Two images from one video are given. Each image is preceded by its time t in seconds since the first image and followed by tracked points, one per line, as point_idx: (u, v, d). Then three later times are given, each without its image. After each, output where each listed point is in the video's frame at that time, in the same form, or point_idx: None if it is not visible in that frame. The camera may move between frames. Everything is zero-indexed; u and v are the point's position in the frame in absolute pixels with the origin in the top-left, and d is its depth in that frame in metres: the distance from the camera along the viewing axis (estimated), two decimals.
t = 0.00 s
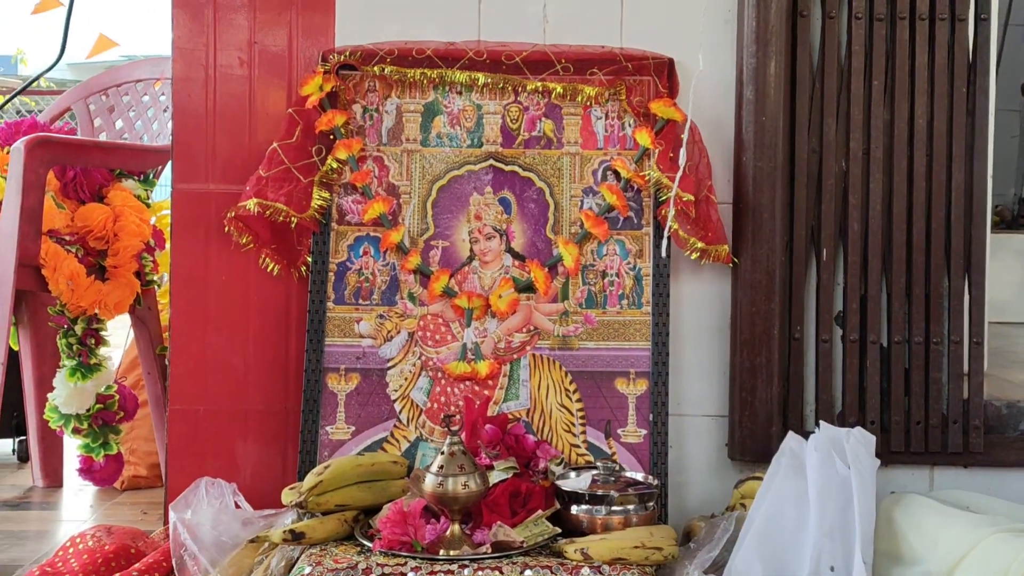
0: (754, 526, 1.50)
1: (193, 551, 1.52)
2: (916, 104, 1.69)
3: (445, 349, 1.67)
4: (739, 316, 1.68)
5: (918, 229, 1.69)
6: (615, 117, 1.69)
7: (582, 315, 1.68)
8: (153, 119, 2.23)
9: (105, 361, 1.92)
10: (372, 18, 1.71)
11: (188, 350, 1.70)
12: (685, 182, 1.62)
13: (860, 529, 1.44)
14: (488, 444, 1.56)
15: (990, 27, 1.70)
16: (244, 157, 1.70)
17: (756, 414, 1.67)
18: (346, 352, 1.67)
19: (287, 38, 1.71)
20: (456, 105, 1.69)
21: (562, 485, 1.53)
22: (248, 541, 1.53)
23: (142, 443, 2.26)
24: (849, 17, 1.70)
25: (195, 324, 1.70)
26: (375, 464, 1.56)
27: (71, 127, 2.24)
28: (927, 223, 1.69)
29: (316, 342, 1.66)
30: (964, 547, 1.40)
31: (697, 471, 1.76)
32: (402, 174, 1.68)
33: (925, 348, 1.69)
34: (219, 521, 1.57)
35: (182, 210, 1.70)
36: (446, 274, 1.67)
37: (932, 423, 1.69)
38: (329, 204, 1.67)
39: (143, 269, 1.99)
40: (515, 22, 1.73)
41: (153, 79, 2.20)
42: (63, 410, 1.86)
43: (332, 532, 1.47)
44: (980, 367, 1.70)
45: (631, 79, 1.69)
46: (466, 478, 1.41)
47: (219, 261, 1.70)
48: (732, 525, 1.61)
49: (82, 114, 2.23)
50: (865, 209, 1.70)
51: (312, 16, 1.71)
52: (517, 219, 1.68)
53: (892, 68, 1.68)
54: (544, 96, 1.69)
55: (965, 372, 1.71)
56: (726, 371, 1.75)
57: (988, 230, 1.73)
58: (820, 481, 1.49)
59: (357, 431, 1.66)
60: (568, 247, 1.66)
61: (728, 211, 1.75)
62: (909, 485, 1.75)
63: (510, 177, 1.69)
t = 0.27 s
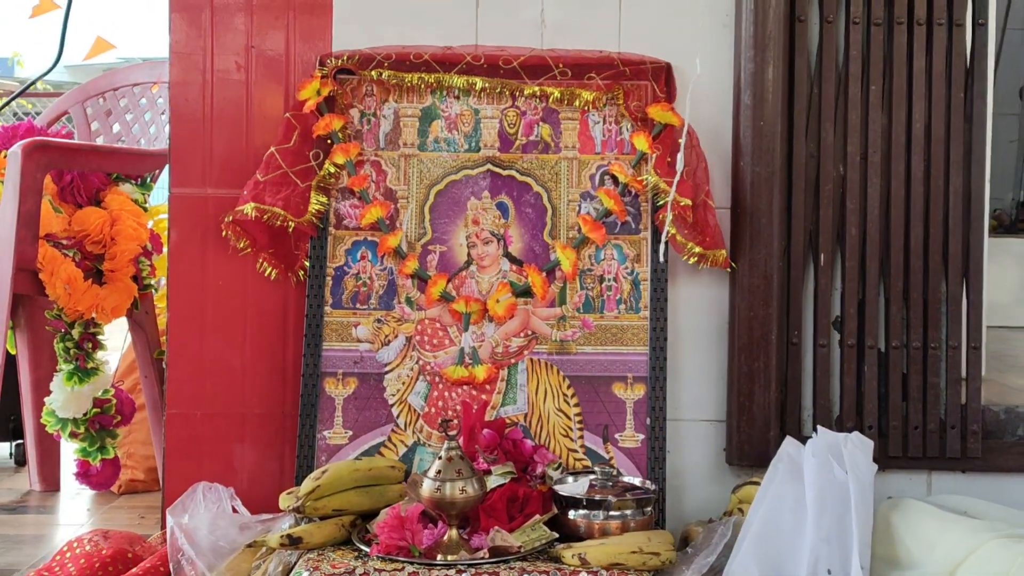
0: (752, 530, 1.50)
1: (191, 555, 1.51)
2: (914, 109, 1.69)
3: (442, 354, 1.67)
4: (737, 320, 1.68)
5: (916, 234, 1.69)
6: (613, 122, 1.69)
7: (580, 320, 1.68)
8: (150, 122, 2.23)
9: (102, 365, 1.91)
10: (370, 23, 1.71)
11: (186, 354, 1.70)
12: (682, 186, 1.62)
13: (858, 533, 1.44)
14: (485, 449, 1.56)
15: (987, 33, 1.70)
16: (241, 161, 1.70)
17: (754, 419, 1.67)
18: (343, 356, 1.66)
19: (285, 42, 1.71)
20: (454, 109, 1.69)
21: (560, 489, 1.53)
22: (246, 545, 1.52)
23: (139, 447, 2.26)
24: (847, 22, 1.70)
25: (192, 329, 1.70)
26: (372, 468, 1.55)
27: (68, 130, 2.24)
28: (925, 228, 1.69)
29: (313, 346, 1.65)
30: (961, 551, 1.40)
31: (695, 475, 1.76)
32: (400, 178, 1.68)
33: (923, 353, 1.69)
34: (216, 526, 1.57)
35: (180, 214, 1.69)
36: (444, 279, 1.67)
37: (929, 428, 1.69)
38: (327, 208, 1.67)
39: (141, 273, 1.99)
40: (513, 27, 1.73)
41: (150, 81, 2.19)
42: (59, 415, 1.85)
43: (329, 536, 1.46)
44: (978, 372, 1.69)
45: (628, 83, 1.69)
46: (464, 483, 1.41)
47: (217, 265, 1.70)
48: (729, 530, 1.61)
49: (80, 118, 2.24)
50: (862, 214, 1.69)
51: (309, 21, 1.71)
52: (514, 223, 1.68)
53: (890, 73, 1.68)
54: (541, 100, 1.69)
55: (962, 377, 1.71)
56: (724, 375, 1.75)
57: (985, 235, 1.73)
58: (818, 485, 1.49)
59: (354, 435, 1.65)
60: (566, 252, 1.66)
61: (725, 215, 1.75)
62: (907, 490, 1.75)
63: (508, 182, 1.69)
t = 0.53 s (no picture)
0: (754, 530, 1.50)
1: (191, 556, 1.50)
2: (918, 108, 1.68)
3: (444, 354, 1.66)
4: (739, 320, 1.67)
5: (920, 233, 1.68)
6: (616, 121, 1.69)
7: (582, 320, 1.68)
8: (150, 121, 2.22)
9: (103, 365, 1.92)
10: (372, 22, 1.71)
11: (187, 353, 1.69)
12: (687, 186, 1.63)
13: (861, 533, 1.43)
14: (487, 449, 1.56)
15: (991, 31, 1.69)
16: (243, 161, 1.70)
17: (756, 420, 1.66)
18: (345, 356, 1.66)
19: (286, 41, 1.70)
20: (455, 108, 1.68)
21: (562, 490, 1.52)
22: (247, 546, 1.52)
23: (140, 447, 2.26)
24: (850, 21, 1.69)
25: (193, 328, 1.69)
26: (374, 469, 1.55)
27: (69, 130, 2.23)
28: (928, 228, 1.69)
29: (315, 346, 1.65)
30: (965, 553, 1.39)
31: (697, 476, 1.76)
32: (401, 177, 1.67)
33: (926, 353, 1.69)
34: (217, 526, 1.57)
35: (181, 214, 1.69)
36: (446, 278, 1.66)
37: (933, 428, 1.68)
38: (328, 208, 1.66)
39: (142, 273, 2.00)
40: (515, 25, 1.72)
41: (150, 80, 2.19)
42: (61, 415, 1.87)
43: (330, 537, 1.46)
44: (981, 372, 1.69)
45: (631, 82, 1.69)
46: (466, 484, 1.40)
47: (218, 265, 1.69)
48: (732, 530, 1.60)
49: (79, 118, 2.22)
50: (866, 213, 1.69)
51: (311, 20, 1.70)
52: (517, 223, 1.68)
53: (894, 72, 1.68)
54: (544, 99, 1.68)
55: (966, 377, 1.70)
56: (727, 376, 1.74)
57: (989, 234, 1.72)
58: (821, 486, 1.48)
59: (356, 435, 1.65)
60: (568, 252, 1.65)
61: (728, 215, 1.75)
62: (910, 490, 1.74)
63: (510, 182, 1.68)
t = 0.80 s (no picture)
0: (759, 533, 1.50)
1: (195, 560, 1.52)
2: (921, 111, 1.68)
3: (448, 357, 1.66)
4: (743, 323, 1.67)
5: (923, 236, 1.68)
6: (619, 124, 1.69)
7: (586, 322, 1.68)
8: (154, 125, 2.23)
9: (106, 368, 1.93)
10: (375, 25, 1.71)
11: (191, 357, 1.70)
12: (690, 188, 1.63)
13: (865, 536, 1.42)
14: (491, 452, 1.55)
15: (995, 34, 1.69)
16: (247, 164, 1.70)
17: (760, 422, 1.66)
18: (348, 359, 1.66)
19: (290, 45, 1.70)
20: (459, 111, 1.68)
21: (566, 492, 1.52)
22: (251, 549, 1.51)
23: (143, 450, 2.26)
24: (854, 24, 1.70)
25: (197, 332, 1.69)
26: (378, 472, 1.55)
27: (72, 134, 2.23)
28: (932, 230, 1.69)
29: (319, 349, 1.65)
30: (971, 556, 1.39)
31: (700, 479, 1.76)
32: (405, 180, 1.67)
33: (930, 356, 1.69)
34: (221, 529, 1.57)
35: (184, 217, 1.69)
36: (449, 281, 1.66)
37: (937, 431, 1.68)
38: (332, 211, 1.66)
39: (146, 276, 2.01)
40: (518, 28, 1.72)
41: (155, 84, 2.20)
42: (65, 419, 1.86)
43: (334, 540, 1.46)
44: (984, 374, 1.69)
45: (635, 85, 1.69)
46: (470, 485, 1.40)
47: (221, 267, 1.70)
48: (736, 533, 1.59)
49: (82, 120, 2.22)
50: (869, 216, 1.69)
51: (315, 24, 1.70)
52: (520, 225, 1.68)
53: (897, 75, 1.68)
54: (547, 102, 1.68)
55: (969, 380, 1.70)
56: (730, 378, 1.74)
57: (993, 237, 1.72)
58: (826, 488, 1.47)
59: (360, 438, 1.65)
60: (571, 255, 1.66)
61: (731, 218, 1.75)
62: (914, 493, 1.74)
63: (513, 185, 1.68)
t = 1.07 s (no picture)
0: (763, 533, 1.49)
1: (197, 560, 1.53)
2: (925, 111, 1.68)
3: (451, 357, 1.66)
4: (747, 323, 1.67)
5: (927, 236, 1.68)
6: (623, 123, 1.69)
7: (589, 322, 1.68)
8: (158, 126, 2.23)
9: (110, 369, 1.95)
10: (379, 25, 1.71)
11: (194, 357, 1.69)
12: (694, 188, 1.62)
13: (870, 536, 1.43)
14: (494, 451, 1.55)
15: (999, 34, 1.69)
16: (250, 164, 1.70)
17: (764, 422, 1.66)
18: (352, 359, 1.66)
19: (294, 45, 1.70)
20: (462, 111, 1.68)
21: (570, 492, 1.52)
22: (253, 548, 1.50)
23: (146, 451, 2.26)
24: (857, 24, 1.69)
25: (200, 332, 1.69)
26: (382, 471, 1.55)
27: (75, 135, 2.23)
28: (936, 230, 1.69)
29: (322, 348, 1.65)
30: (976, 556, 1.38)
31: (704, 478, 1.75)
32: (409, 180, 1.67)
33: (934, 356, 1.69)
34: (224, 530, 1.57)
35: (188, 217, 1.69)
36: (453, 281, 1.66)
37: (941, 431, 1.68)
38: (336, 211, 1.66)
39: (148, 276, 1.99)
40: (522, 28, 1.72)
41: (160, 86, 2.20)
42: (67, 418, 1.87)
43: (337, 540, 1.46)
44: (989, 374, 1.69)
45: (639, 85, 1.69)
46: (473, 485, 1.40)
47: (225, 268, 1.70)
48: (740, 533, 1.59)
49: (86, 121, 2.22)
50: (873, 216, 1.69)
51: (318, 24, 1.70)
52: (524, 225, 1.68)
53: (901, 74, 1.68)
54: (551, 102, 1.68)
55: (974, 380, 1.70)
56: (734, 378, 1.74)
57: (996, 237, 1.72)
58: (829, 489, 1.48)
59: (363, 438, 1.65)
60: (575, 254, 1.66)
61: (735, 217, 1.75)
62: (917, 493, 1.74)
63: (517, 184, 1.68)
